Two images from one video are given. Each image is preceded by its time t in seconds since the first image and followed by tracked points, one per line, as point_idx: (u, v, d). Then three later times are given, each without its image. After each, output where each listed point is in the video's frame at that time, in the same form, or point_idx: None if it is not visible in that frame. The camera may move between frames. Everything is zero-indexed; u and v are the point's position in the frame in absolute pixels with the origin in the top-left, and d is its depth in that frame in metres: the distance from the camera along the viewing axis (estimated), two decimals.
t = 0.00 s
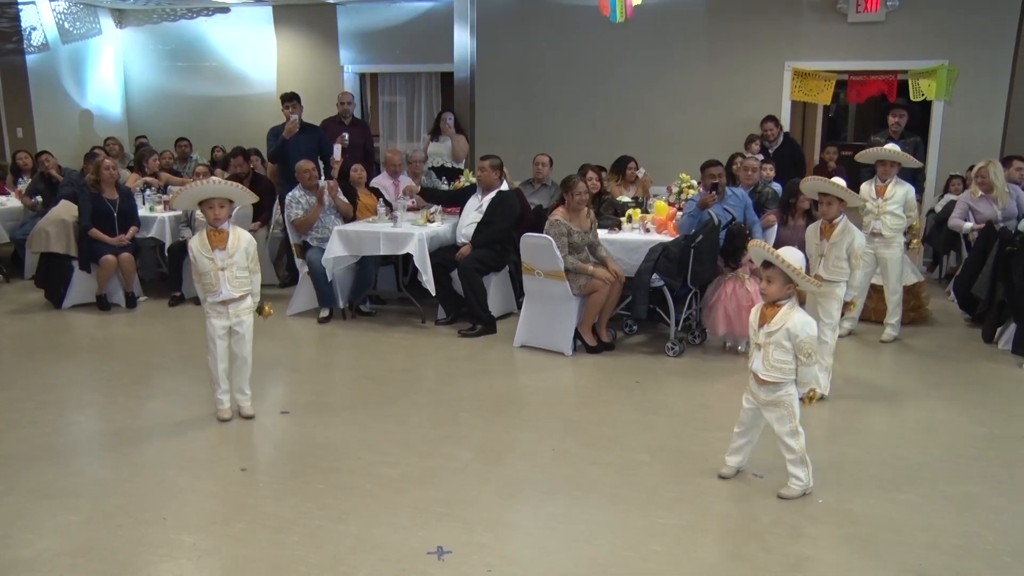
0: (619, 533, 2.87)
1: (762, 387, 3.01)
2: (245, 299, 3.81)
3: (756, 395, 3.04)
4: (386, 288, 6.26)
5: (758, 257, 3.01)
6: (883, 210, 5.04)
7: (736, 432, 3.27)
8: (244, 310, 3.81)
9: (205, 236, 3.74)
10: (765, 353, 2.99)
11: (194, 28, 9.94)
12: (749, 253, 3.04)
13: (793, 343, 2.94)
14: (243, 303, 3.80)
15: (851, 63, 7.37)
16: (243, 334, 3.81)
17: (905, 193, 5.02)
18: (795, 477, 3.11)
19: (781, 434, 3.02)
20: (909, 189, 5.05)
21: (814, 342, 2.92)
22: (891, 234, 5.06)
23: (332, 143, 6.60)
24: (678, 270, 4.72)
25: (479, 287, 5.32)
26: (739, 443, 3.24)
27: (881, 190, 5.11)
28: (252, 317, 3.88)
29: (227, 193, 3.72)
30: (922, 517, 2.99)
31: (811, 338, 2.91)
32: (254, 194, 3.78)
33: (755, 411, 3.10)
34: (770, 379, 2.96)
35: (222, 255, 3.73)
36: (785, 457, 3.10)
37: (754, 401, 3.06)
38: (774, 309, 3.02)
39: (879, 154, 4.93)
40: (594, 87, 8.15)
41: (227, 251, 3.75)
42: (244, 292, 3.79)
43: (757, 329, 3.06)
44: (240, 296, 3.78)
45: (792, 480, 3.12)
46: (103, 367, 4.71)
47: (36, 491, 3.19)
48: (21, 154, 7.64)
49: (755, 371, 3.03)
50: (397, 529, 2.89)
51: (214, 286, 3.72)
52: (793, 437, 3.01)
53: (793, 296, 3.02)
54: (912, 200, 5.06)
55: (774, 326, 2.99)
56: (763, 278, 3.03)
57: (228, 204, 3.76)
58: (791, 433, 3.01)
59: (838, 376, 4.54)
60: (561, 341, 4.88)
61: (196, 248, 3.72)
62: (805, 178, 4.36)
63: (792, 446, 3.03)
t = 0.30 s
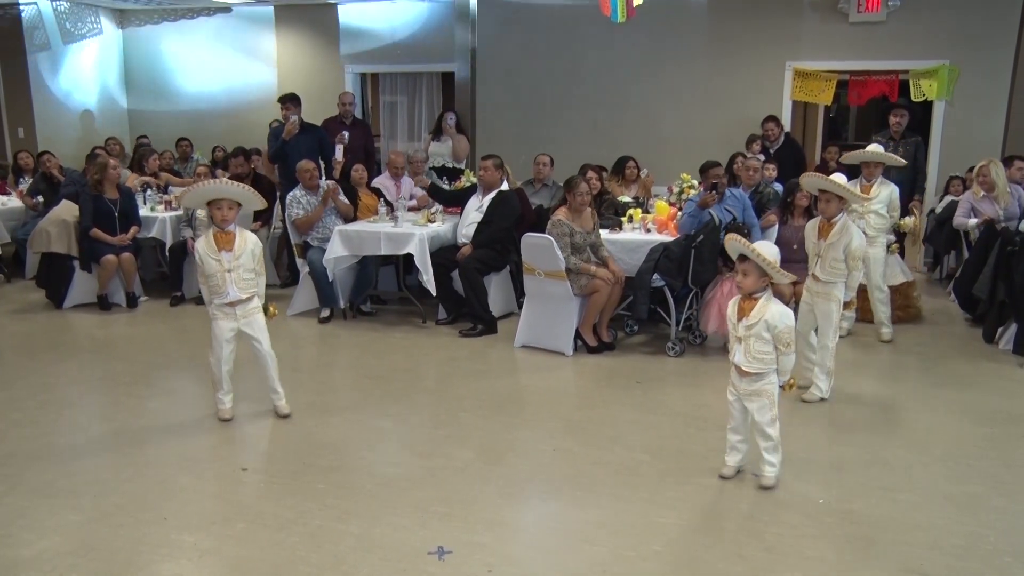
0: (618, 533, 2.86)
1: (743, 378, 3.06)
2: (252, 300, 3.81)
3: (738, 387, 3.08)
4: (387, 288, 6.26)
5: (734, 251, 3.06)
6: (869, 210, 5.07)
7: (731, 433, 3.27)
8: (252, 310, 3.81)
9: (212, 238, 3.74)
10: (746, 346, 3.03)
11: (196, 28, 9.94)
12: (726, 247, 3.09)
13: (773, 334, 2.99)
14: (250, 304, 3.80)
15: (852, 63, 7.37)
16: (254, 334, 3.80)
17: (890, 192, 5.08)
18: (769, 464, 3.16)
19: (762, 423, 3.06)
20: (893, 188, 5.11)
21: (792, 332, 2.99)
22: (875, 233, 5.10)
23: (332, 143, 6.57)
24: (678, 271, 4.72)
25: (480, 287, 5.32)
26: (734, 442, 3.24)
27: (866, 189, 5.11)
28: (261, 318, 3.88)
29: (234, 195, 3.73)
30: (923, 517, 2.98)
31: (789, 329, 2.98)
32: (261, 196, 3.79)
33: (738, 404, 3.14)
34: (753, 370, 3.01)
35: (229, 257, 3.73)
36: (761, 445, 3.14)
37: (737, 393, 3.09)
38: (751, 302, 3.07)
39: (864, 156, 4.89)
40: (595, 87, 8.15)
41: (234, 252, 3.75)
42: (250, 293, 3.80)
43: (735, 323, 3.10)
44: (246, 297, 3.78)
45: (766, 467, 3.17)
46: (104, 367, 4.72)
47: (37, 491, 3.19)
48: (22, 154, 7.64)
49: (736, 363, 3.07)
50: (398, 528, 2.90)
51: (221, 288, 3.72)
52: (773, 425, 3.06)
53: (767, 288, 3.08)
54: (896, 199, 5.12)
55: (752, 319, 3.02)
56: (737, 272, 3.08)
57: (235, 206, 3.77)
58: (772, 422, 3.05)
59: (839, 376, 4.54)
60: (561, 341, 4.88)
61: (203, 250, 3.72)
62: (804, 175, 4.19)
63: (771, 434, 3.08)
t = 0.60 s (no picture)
0: (615, 534, 2.87)
1: (739, 377, 3.06)
2: (274, 303, 3.81)
3: (733, 387, 3.09)
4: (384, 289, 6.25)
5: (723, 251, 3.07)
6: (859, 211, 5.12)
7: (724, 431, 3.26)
8: (272, 313, 3.80)
9: (240, 239, 3.74)
10: (743, 345, 3.03)
11: (194, 29, 9.94)
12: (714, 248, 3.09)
13: (769, 331, 3.00)
14: (271, 306, 3.80)
15: (848, 64, 7.38)
16: (272, 337, 3.80)
17: (880, 193, 5.08)
18: (751, 459, 3.21)
19: (756, 419, 3.10)
20: (885, 189, 5.10)
21: (786, 328, 3.01)
22: (868, 234, 5.16)
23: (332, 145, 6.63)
24: (675, 272, 4.73)
25: (477, 288, 5.31)
26: (731, 442, 3.23)
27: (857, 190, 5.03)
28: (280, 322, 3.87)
29: (258, 193, 3.75)
30: (919, 518, 2.99)
31: (783, 325, 3.00)
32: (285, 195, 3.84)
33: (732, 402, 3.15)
34: (750, 369, 3.02)
35: (256, 258, 3.73)
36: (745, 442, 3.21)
37: (732, 392, 3.10)
38: (743, 301, 3.07)
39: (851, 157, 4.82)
40: (592, 88, 8.15)
41: (261, 254, 3.75)
42: (273, 296, 3.79)
43: (729, 323, 3.09)
44: (269, 299, 3.77)
45: (747, 462, 3.22)
46: (100, 368, 4.71)
47: (33, 492, 3.19)
48: (18, 155, 7.63)
49: (732, 363, 3.07)
50: (395, 529, 2.89)
51: (246, 289, 3.71)
52: (764, 421, 3.11)
53: (757, 286, 3.08)
54: (888, 201, 5.15)
55: (747, 318, 3.03)
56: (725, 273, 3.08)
57: (259, 206, 3.78)
58: (765, 418, 3.10)
59: (836, 377, 4.54)
60: (558, 342, 4.88)
61: (231, 250, 3.71)
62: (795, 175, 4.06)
63: (761, 429, 3.14)
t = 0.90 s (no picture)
0: (608, 534, 2.87)
1: (741, 380, 3.04)
2: (278, 300, 3.79)
3: (736, 390, 3.06)
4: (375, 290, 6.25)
5: (727, 253, 3.08)
6: (857, 212, 5.09)
7: (720, 432, 3.27)
8: (277, 310, 3.78)
9: (248, 234, 3.73)
10: (744, 348, 3.01)
11: (184, 29, 9.89)
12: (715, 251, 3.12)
13: (770, 333, 3.00)
14: (276, 303, 3.78)
15: (838, 64, 7.41)
16: (276, 335, 3.77)
17: (878, 196, 5.04)
18: (772, 465, 3.16)
19: (764, 424, 3.05)
20: (883, 191, 5.06)
21: (787, 329, 3.00)
22: (865, 237, 5.11)
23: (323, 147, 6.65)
24: (666, 272, 4.74)
25: (469, 288, 5.31)
26: (725, 442, 3.25)
27: (854, 193, 5.12)
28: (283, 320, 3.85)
29: (269, 189, 3.75)
30: (910, 516, 3.00)
31: (784, 327, 3.00)
32: (297, 191, 3.84)
33: (734, 406, 3.13)
34: (753, 371, 2.99)
35: (264, 254, 3.73)
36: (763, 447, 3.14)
37: (735, 396, 3.07)
38: (744, 304, 3.07)
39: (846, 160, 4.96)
40: (583, 88, 8.16)
41: (269, 251, 3.75)
42: (278, 294, 3.77)
43: (729, 327, 3.07)
44: (274, 296, 3.76)
45: (769, 468, 3.17)
46: (90, 370, 4.68)
47: (23, 495, 3.16)
48: (6, 156, 7.58)
49: (734, 366, 3.04)
50: (388, 531, 2.89)
51: (251, 285, 3.70)
52: (774, 426, 3.06)
53: (757, 289, 3.10)
54: (887, 203, 5.08)
55: (748, 320, 3.02)
56: (728, 274, 3.11)
57: (270, 201, 3.79)
58: (774, 422, 3.05)
59: (826, 377, 4.56)
60: (550, 343, 4.88)
61: (238, 244, 3.71)
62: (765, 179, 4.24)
63: (773, 435, 3.08)
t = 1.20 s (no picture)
0: (602, 534, 2.88)
1: (762, 386, 3.02)
2: (268, 307, 3.78)
3: (756, 395, 3.05)
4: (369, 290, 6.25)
5: (756, 258, 3.05)
6: (865, 212, 5.11)
7: (735, 433, 3.25)
8: (266, 317, 3.77)
9: (235, 242, 3.74)
10: (767, 354, 2.99)
11: (176, 30, 9.86)
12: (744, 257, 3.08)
13: (794, 340, 2.96)
14: (265, 310, 3.77)
15: (831, 65, 7.43)
16: (265, 341, 3.77)
17: (887, 196, 5.03)
18: (780, 472, 3.13)
19: (780, 432, 3.03)
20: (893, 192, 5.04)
21: (812, 338, 2.95)
22: (872, 238, 5.13)
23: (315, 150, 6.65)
24: (660, 272, 4.71)
25: (463, 289, 5.31)
26: (738, 443, 3.22)
27: (864, 194, 5.15)
28: (275, 327, 3.84)
29: (258, 201, 3.76)
30: (904, 516, 3.01)
31: (810, 334, 2.95)
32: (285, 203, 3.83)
33: (753, 411, 3.12)
34: (775, 378, 2.97)
35: (250, 262, 3.72)
36: (773, 454, 3.12)
37: (754, 401, 3.06)
38: (770, 310, 3.05)
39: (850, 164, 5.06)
40: (577, 88, 8.16)
41: (256, 258, 3.75)
42: (267, 300, 3.77)
43: (754, 332, 3.06)
44: (262, 303, 3.75)
45: (777, 476, 3.14)
46: (83, 371, 4.66)
47: (15, 498, 3.15)
48: None
49: (756, 371, 3.02)
50: (381, 532, 2.89)
51: (239, 292, 3.71)
52: (790, 434, 3.04)
53: (785, 296, 3.09)
54: (897, 204, 5.03)
55: (773, 326, 3.00)
56: (758, 279, 3.07)
57: (258, 212, 3.79)
58: (790, 431, 3.03)
59: (820, 377, 4.57)
60: (544, 343, 4.88)
61: (225, 252, 3.72)
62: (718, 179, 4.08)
63: (787, 443, 3.06)
